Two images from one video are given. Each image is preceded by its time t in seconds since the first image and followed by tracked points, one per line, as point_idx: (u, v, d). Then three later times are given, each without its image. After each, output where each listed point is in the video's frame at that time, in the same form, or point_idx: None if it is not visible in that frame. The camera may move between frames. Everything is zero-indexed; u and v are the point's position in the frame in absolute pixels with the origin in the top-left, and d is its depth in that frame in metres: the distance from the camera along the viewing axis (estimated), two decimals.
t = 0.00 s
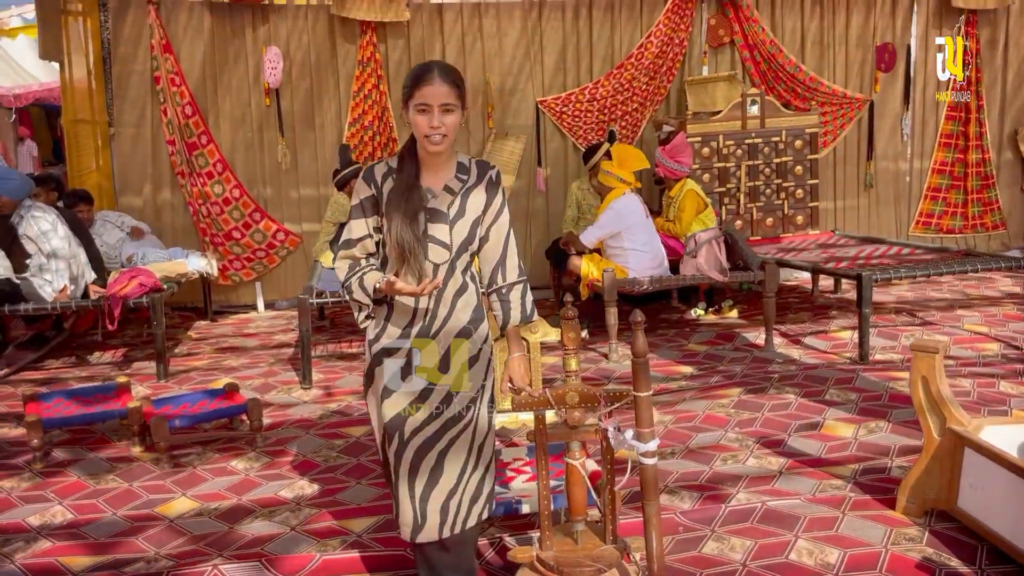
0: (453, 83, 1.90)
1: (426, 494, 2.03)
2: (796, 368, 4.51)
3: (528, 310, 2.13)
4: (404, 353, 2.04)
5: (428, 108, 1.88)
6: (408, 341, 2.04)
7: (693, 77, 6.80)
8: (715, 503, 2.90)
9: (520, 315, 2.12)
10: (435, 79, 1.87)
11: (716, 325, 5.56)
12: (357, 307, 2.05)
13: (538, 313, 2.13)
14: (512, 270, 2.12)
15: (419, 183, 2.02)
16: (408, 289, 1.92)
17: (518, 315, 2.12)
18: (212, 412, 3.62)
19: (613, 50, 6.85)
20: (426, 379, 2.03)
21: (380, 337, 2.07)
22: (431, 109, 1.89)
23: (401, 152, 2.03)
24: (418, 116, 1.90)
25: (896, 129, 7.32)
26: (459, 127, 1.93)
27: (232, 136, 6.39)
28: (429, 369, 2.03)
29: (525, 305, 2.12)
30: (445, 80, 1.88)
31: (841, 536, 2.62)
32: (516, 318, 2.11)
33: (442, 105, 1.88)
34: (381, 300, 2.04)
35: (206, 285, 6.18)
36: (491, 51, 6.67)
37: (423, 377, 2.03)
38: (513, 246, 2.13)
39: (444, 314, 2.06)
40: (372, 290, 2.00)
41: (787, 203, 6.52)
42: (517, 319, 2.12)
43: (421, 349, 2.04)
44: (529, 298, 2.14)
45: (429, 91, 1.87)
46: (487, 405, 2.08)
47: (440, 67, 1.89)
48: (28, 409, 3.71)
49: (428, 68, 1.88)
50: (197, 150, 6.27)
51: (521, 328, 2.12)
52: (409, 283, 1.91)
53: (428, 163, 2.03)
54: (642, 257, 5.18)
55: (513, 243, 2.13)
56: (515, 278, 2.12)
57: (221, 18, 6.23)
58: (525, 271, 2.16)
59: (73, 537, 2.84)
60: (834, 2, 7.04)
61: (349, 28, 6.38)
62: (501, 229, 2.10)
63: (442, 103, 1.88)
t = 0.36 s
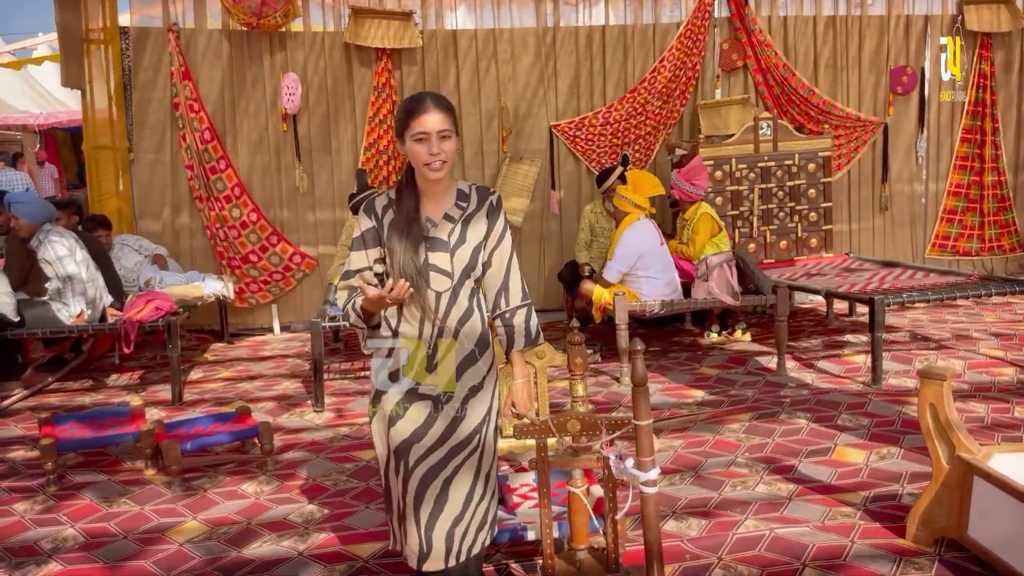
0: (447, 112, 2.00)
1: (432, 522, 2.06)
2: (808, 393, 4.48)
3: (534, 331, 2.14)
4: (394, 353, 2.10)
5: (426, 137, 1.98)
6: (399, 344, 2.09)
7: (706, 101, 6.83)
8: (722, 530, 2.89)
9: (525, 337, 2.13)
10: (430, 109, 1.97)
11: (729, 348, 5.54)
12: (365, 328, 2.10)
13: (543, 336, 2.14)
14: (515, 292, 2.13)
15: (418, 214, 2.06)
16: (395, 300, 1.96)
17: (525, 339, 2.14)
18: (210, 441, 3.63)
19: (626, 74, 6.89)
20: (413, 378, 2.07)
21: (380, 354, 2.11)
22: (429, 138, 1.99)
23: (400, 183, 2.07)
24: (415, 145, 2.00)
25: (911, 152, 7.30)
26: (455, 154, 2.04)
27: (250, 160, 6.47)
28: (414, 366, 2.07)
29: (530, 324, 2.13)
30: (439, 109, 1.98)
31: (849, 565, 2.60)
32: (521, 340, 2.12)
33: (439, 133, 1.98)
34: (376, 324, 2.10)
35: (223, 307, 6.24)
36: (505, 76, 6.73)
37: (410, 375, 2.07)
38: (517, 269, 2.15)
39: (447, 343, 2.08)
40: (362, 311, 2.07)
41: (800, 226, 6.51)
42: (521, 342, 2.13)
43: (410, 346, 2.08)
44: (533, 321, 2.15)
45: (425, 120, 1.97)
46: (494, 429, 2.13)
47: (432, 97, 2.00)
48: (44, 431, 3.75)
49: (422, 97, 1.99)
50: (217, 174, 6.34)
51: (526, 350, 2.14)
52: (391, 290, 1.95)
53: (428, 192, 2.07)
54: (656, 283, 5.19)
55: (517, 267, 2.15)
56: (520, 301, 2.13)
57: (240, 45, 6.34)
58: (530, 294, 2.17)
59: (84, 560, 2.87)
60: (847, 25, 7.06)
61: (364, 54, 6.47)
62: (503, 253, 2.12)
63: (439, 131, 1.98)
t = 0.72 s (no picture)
0: (433, 142, 2.00)
1: (427, 560, 2.00)
2: (825, 423, 4.37)
3: (533, 359, 2.08)
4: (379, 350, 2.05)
5: (413, 168, 1.98)
6: (385, 340, 2.04)
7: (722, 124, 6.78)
8: (732, 568, 2.79)
9: (525, 365, 2.07)
10: (415, 139, 1.97)
11: (744, 376, 5.44)
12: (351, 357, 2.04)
13: (541, 365, 2.07)
14: (511, 317, 2.07)
15: (407, 244, 2.03)
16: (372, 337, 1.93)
17: (522, 369, 2.07)
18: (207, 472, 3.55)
19: (641, 97, 6.85)
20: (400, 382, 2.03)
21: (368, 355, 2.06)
22: (415, 170, 1.98)
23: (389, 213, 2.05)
24: (402, 177, 2.00)
25: (930, 176, 7.19)
26: (442, 184, 2.02)
27: (262, 185, 6.47)
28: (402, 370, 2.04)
29: (527, 349, 2.07)
30: (425, 138, 1.98)
31: None
32: (518, 369, 2.06)
33: (425, 163, 1.98)
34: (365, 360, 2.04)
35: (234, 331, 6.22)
36: (519, 99, 6.71)
37: (395, 378, 2.04)
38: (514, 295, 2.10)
39: (440, 374, 2.03)
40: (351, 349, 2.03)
41: (817, 251, 6.40)
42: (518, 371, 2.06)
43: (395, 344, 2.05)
44: (531, 349, 2.09)
45: (411, 151, 1.97)
46: (492, 469, 2.07)
47: (418, 126, 2.00)
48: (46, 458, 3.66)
49: (407, 125, 1.99)
50: (229, 199, 6.34)
51: (524, 380, 2.07)
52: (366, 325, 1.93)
53: (417, 222, 2.05)
54: (668, 308, 5.13)
55: (513, 293, 2.10)
56: (517, 328, 2.08)
57: (254, 71, 6.37)
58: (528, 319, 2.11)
59: None
60: (864, 48, 6.99)
61: (377, 78, 6.48)
62: (498, 279, 2.07)
63: (425, 162, 1.98)
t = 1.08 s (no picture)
0: (427, 175, 1.94)
1: None
2: (853, 460, 4.18)
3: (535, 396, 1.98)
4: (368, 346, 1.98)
5: (402, 207, 1.92)
6: (370, 340, 1.97)
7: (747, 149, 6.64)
8: None
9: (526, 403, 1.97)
10: (405, 174, 1.92)
11: (771, 408, 5.24)
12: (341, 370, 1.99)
13: (543, 401, 1.97)
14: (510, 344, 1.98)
15: (397, 271, 1.96)
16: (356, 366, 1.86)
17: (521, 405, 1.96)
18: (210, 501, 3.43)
19: (664, 121, 6.74)
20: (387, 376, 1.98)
21: (352, 354, 1.99)
22: (406, 208, 1.93)
23: (378, 240, 1.98)
24: (393, 215, 1.94)
25: (964, 202, 6.98)
26: (435, 221, 1.97)
27: (281, 211, 6.43)
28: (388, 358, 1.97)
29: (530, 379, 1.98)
30: (417, 174, 1.92)
31: None
32: (518, 403, 1.96)
33: (416, 202, 1.93)
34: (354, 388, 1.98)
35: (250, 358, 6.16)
36: (540, 123, 6.62)
37: (385, 373, 1.98)
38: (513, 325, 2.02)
39: (431, 408, 1.96)
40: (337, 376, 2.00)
41: (846, 278, 6.21)
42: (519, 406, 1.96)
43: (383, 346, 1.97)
44: (532, 384, 2.00)
45: (402, 187, 1.91)
46: (487, 514, 1.98)
47: (409, 156, 1.94)
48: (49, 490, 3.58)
49: (397, 156, 1.93)
50: (247, 224, 6.27)
51: (525, 418, 1.96)
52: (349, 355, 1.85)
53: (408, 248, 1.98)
54: (689, 338, 4.98)
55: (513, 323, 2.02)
56: (516, 359, 1.99)
57: (274, 96, 6.34)
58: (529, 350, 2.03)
59: None
60: (894, 70, 6.82)
61: (397, 103, 6.44)
62: (495, 310, 2.00)
63: (418, 201, 1.93)
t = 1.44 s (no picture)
0: (435, 183, 1.85)
1: None
2: (891, 494, 4.00)
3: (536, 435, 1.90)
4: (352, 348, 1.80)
5: (410, 211, 1.82)
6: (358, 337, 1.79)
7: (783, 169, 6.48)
8: None
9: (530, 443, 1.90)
10: (414, 180, 1.83)
11: (805, 437, 5.06)
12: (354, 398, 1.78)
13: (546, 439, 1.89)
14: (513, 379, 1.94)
15: (400, 297, 1.88)
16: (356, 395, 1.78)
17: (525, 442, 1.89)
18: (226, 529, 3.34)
19: (697, 141, 6.62)
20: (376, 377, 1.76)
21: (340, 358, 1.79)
22: (414, 212, 1.82)
23: (383, 264, 1.90)
24: (398, 220, 1.83)
25: (1011, 225, 6.73)
26: (442, 229, 1.87)
27: (308, 231, 6.42)
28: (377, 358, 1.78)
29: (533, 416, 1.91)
30: (426, 179, 1.83)
31: None
32: (522, 441, 1.89)
33: (426, 206, 1.82)
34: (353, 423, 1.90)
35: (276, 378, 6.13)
36: (569, 143, 6.54)
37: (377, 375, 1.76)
38: (516, 361, 1.96)
39: (432, 442, 1.87)
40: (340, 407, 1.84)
41: (885, 303, 6.01)
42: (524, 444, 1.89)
43: (371, 344, 1.78)
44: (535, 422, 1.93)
45: (411, 191, 1.82)
46: (490, 556, 1.87)
47: (417, 167, 1.85)
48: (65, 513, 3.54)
49: (406, 167, 1.85)
50: (275, 244, 6.25)
51: (529, 455, 1.89)
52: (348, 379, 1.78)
53: (413, 271, 1.90)
54: (720, 363, 4.84)
55: (517, 357, 1.96)
56: (519, 396, 1.93)
57: (304, 116, 6.35)
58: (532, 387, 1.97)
59: None
60: (935, 89, 6.63)
61: (426, 122, 6.41)
62: (499, 344, 1.93)
63: (425, 204, 1.82)
